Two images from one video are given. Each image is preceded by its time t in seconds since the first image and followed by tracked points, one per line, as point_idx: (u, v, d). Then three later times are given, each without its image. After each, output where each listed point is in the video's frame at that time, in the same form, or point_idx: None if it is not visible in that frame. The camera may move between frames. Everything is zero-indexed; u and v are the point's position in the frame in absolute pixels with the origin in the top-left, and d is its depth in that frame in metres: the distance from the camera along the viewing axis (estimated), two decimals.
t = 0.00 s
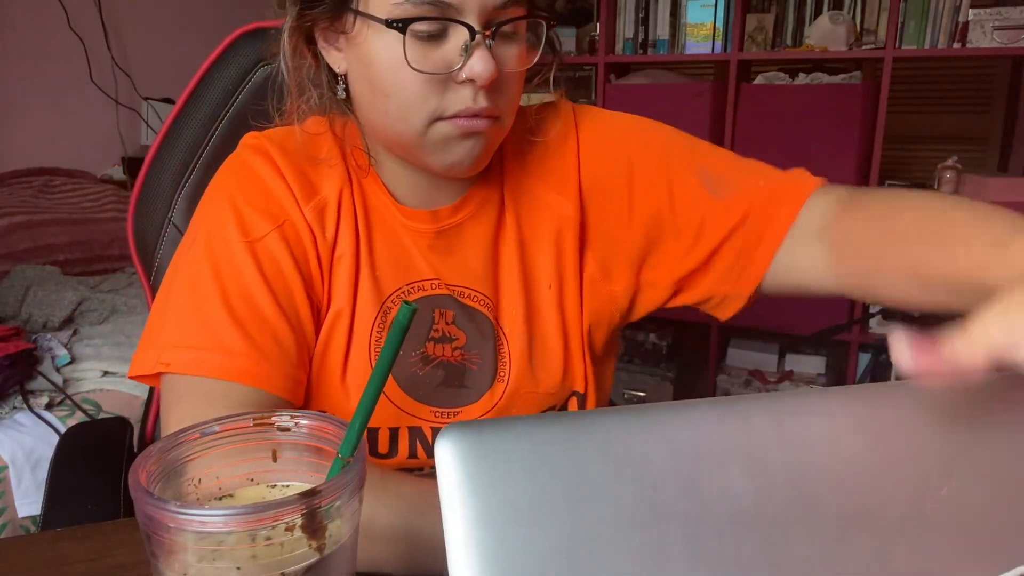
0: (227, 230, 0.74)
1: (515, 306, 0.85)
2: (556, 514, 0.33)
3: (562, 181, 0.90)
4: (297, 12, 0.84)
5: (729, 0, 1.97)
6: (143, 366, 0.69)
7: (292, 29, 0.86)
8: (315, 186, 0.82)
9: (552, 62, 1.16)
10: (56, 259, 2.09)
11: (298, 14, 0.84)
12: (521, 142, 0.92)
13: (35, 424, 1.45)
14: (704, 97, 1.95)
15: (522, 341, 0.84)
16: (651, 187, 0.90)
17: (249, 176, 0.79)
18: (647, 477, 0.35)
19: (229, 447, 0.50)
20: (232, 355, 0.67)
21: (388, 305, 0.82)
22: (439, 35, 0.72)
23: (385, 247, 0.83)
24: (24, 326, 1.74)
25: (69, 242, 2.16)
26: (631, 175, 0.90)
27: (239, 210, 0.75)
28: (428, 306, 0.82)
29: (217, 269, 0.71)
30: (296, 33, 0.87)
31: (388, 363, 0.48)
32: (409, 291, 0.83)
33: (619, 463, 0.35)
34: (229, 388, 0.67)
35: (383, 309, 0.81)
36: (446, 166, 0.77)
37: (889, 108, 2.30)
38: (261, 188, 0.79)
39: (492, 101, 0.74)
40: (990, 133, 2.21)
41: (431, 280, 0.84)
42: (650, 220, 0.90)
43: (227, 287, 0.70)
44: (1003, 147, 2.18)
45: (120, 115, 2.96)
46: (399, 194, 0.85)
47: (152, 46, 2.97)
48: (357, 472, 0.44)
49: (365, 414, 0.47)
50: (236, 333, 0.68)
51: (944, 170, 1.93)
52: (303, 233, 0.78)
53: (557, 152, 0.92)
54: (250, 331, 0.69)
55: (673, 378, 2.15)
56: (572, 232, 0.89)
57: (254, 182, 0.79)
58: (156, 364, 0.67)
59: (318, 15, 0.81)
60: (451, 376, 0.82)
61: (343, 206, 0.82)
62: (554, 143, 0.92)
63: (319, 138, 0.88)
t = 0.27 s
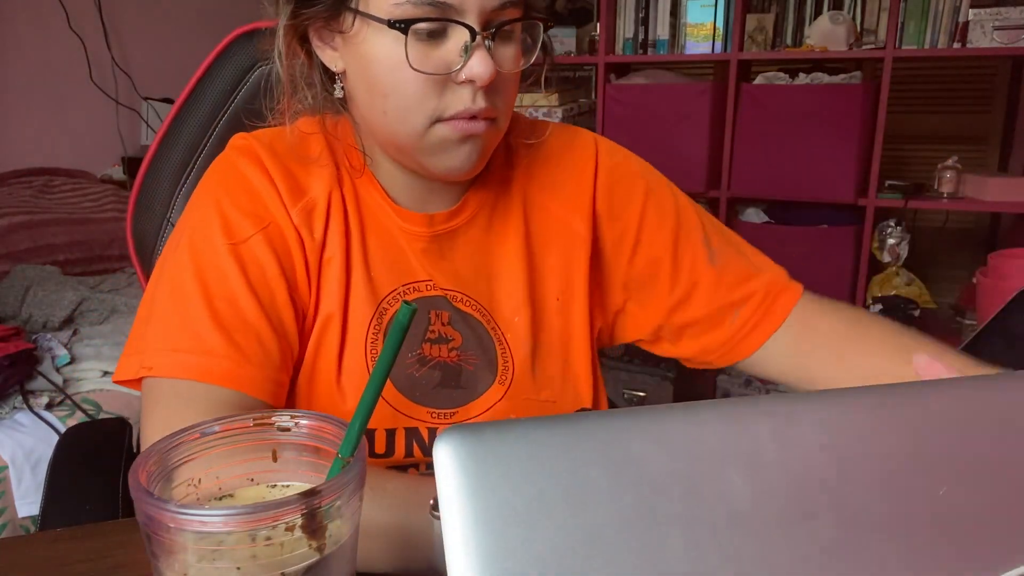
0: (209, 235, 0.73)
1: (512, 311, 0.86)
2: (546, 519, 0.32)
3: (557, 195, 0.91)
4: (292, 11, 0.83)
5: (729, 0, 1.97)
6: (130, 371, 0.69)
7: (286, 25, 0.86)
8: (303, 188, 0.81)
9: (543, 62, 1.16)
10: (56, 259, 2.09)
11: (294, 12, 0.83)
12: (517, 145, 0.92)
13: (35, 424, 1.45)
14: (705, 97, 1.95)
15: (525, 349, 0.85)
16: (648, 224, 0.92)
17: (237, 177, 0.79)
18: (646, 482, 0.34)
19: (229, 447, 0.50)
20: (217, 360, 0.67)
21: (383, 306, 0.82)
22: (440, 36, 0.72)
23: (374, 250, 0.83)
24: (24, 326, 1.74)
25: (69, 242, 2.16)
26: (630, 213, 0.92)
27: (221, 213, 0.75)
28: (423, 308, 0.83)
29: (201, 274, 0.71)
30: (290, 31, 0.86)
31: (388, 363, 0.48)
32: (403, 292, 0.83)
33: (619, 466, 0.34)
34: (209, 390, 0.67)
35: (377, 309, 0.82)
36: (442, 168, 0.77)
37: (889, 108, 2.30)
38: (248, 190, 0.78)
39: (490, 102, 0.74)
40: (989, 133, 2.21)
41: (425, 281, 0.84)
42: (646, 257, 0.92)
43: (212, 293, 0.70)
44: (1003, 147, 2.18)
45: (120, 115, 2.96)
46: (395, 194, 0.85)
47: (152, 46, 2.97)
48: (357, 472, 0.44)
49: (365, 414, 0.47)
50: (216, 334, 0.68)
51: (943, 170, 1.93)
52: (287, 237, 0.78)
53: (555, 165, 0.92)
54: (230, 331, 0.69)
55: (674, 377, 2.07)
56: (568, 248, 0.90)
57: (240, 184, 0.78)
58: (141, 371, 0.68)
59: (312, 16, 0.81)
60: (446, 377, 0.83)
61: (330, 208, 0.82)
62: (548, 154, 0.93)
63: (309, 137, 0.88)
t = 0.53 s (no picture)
0: (199, 235, 0.74)
1: (508, 310, 0.86)
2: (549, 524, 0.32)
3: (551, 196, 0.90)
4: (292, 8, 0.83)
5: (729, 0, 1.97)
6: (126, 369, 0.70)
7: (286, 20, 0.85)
8: (295, 187, 0.82)
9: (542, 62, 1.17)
10: (56, 259, 2.09)
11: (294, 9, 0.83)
12: (516, 146, 0.92)
13: (35, 424, 1.45)
14: (705, 98, 1.95)
15: (520, 347, 0.85)
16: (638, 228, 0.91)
17: (229, 175, 0.79)
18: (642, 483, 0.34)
19: (228, 448, 0.50)
20: (200, 360, 0.68)
21: (377, 305, 0.83)
22: (439, 32, 0.72)
23: (363, 250, 0.83)
24: (24, 326, 1.74)
25: (69, 242, 2.16)
26: (620, 219, 0.91)
27: (211, 213, 0.75)
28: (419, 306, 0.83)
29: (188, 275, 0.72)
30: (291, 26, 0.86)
31: (387, 362, 0.48)
32: (398, 290, 0.83)
33: (619, 464, 0.34)
34: (189, 387, 0.68)
35: (371, 310, 0.82)
36: (439, 166, 0.78)
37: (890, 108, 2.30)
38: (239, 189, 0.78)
39: (487, 100, 0.74)
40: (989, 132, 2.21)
41: (421, 280, 0.84)
42: (633, 264, 0.91)
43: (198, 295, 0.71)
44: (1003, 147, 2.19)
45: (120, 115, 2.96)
46: (391, 193, 0.85)
47: (152, 46, 2.96)
48: (357, 472, 0.44)
49: (365, 414, 0.47)
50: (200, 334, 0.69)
51: (943, 170, 1.92)
52: (277, 237, 0.78)
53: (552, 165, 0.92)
54: (212, 330, 0.70)
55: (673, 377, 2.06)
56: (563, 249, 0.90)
57: (231, 183, 0.79)
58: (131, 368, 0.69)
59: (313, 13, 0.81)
60: (441, 375, 0.83)
61: (321, 208, 0.82)
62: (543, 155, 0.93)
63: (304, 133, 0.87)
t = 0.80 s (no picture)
0: (198, 235, 0.73)
1: (508, 312, 0.85)
2: (565, 511, 0.31)
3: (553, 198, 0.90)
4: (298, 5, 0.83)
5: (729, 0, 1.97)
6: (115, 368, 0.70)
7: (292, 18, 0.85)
8: (295, 189, 0.82)
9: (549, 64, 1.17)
10: (56, 259, 2.09)
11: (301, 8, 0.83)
12: (517, 149, 0.92)
13: (35, 424, 1.45)
14: (704, 98, 1.95)
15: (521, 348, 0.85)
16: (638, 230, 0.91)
17: (229, 175, 0.79)
18: (663, 461, 0.33)
19: (228, 448, 0.50)
20: (194, 363, 0.68)
21: (378, 308, 0.83)
22: (446, 32, 0.72)
23: (361, 252, 0.83)
24: (24, 326, 1.74)
25: (69, 242, 2.16)
26: (619, 214, 0.91)
27: (210, 213, 0.75)
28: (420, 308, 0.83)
29: (186, 275, 0.71)
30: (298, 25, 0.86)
31: (387, 362, 0.48)
32: (400, 293, 0.83)
33: (627, 443, 0.33)
34: (173, 388, 0.68)
35: (372, 313, 0.82)
36: (442, 168, 0.77)
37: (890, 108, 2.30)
38: (237, 189, 0.78)
39: (494, 102, 0.74)
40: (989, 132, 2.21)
41: (423, 283, 0.84)
42: (633, 267, 0.92)
43: (194, 296, 0.71)
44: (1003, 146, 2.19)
45: (120, 115, 2.96)
46: (393, 194, 0.85)
47: (152, 46, 2.96)
48: (357, 472, 0.44)
49: (365, 414, 0.47)
50: (192, 337, 0.69)
51: (943, 170, 1.92)
52: (275, 239, 0.78)
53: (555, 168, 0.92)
54: (204, 332, 0.70)
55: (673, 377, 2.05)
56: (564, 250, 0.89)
57: (230, 182, 0.78)
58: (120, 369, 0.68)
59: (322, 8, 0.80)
60: (443, 377, 0.83)
61: (321, 210, 0.82)
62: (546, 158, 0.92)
63: (306, 133, 0.87)
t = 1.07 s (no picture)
0: (198, 236, 0.73)
1: (509, 313, 0.85)
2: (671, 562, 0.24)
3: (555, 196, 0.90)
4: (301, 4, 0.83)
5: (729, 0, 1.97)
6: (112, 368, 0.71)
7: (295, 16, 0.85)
8: (297, 189, 0.82)
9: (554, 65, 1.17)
10: (56, 259, 2.09)
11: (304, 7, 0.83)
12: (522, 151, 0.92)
13: (35, 424, 1.45)
14: (704, 97, 1.95)
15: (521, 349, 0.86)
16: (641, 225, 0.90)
17: (231, 175, 0.79)
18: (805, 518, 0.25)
19: (228, 448, 0.50)
20: (191, 365, 0.68)
21: (379, 310, 0.82)
22: (446, 32, 0.72)
23: (361, 252, 0.82)
24: (24, 326, 1.74)
25: (69, 242, 2.16)
26: (616, 195, 0.89)
27: (210, 213, 0.75)
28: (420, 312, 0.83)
29: (185, 276, 0.71)
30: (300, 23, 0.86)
31: (387, 363, 0.48)
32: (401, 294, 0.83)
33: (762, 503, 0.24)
34: (174, 392, 0.68)
35: (373, 313, 0.82)
36: (444, 168, 0.77)
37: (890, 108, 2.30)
38: (238, 190, 0.78)
39: (495, 102, 0.74)
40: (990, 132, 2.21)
41: (423, 284, 0.84)
42: (633, 247, 0.89)
43: (193, 298, 0.71)
44: (1003, 146, 2.18)
45: (120, 115, 2.96)
46: (395, 193, 0.85)
47: (152, 45, 2.96)
48: (357, 472, 0.44)
49: (365, 414, 0.47)
50: (188, 338, 0.69)
51: (943, 169, 1.92)
52: (275, 239, 0.78)
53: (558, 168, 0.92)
54: (201, 332, 0.70)
55: (673, 377, 2.04)
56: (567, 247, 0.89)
57: (231, 182, 0.78)
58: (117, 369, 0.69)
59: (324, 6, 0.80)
60: (442, 380, 0.83)
61: (322, 211, 0.82)
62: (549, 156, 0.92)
63: (309, 134, 0.87)
